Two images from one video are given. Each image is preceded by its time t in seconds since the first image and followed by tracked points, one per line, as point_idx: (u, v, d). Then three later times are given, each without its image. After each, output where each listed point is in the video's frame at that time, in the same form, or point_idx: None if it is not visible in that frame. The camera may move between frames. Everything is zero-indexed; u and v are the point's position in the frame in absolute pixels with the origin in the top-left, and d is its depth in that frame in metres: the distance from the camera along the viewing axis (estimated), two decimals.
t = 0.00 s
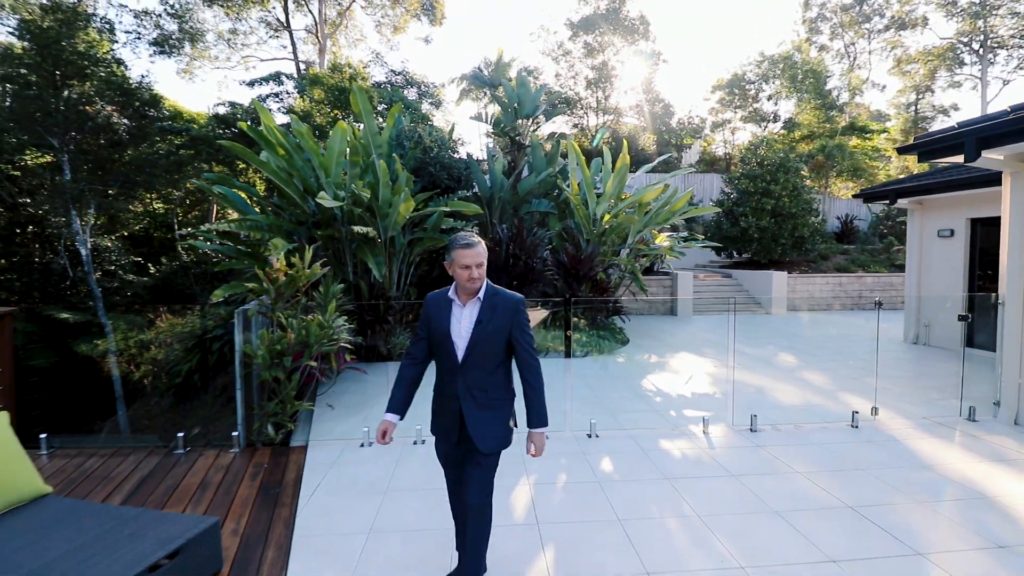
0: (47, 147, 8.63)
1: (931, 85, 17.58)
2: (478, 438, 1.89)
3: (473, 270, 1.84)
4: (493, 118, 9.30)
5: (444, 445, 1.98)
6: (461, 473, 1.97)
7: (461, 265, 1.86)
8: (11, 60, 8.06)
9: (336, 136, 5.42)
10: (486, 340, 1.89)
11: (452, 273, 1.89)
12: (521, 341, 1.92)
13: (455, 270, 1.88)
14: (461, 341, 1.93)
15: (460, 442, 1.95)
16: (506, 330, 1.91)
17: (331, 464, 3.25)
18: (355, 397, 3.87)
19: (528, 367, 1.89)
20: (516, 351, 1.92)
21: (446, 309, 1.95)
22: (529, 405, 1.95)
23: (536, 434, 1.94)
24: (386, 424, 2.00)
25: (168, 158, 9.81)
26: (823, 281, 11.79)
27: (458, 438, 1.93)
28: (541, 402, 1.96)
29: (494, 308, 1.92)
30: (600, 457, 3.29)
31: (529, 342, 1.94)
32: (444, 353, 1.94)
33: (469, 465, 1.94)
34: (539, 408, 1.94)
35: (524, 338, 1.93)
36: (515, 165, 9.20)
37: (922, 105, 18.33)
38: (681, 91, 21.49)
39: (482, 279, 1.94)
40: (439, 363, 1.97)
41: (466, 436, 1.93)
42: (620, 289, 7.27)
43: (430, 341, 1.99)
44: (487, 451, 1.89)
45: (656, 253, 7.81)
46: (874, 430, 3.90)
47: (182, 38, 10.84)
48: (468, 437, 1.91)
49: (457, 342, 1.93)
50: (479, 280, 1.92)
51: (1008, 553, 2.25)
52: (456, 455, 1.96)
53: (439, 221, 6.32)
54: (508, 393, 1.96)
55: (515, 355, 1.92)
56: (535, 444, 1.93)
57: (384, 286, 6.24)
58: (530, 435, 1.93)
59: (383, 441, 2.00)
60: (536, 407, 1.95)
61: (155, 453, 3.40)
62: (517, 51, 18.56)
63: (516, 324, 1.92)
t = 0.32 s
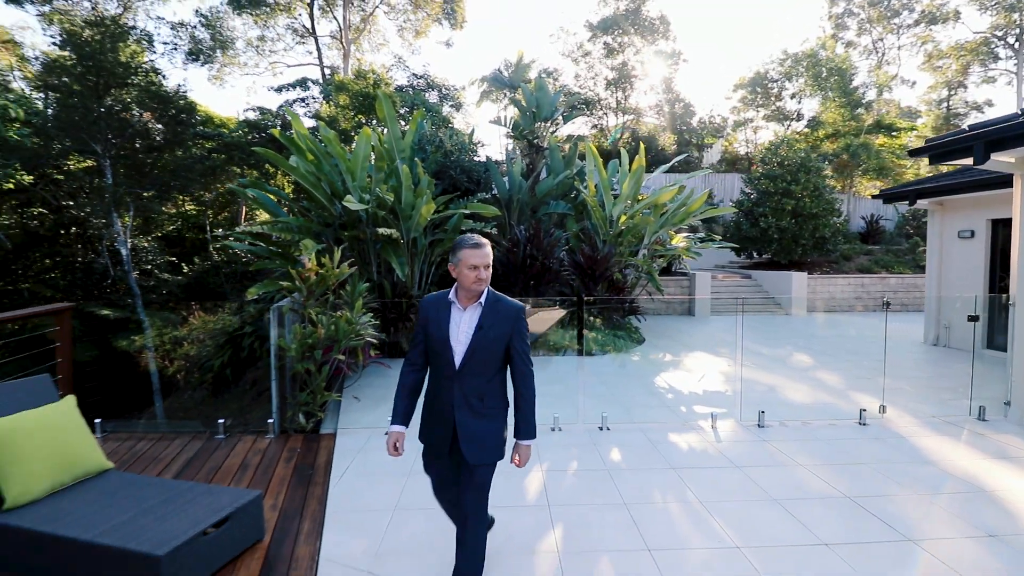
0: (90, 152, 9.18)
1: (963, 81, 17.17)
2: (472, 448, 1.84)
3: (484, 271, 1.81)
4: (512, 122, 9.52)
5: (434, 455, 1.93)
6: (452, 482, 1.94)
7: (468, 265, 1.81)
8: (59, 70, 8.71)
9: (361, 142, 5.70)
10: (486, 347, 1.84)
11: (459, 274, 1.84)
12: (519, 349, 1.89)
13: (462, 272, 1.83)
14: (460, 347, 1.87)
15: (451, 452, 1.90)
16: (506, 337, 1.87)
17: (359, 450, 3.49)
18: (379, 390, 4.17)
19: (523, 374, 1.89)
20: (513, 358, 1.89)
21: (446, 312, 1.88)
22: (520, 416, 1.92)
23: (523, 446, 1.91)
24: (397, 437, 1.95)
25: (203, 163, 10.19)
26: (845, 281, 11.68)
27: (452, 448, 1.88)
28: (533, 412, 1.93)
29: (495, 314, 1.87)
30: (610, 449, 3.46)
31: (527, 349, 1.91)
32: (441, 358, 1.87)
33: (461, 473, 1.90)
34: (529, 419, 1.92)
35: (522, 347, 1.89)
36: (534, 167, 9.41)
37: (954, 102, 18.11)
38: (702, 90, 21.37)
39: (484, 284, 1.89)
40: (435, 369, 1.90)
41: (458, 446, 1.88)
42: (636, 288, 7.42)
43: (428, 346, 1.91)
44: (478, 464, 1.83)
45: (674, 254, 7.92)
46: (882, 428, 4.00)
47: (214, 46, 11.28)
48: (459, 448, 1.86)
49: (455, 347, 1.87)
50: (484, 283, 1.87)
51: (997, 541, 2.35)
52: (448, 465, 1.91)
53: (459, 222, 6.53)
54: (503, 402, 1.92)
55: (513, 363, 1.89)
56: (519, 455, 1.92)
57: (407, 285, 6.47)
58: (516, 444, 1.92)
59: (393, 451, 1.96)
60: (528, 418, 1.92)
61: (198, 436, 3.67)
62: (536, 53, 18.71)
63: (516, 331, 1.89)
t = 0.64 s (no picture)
0: (132, 157, 9.71)
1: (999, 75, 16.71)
2: (480, 442, 1.82)
3: (488, 263, 1.79)
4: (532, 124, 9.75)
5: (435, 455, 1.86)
6: (457, 479, 1.89)
7: (471, 257, 1.79)
8: (102, 79, 9.33)
9: (387, 147, 6.00)
10: (491, 339, 1.81)
11: (463, 267, 1.83)
12: (525, 342, 1.84)
13: (465, 265, 1.81)
14: (466, 340, 1.85)
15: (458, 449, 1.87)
16: (511, 330, 1.83)
17: (387, 437, 3.75)
18: (403, 382, 4.38)
19: (528, 367, 1.82)
20: (519, 350, 1.84)
21: (451, 306, 1.87)
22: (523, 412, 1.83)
23: (510, 439, 1.77)
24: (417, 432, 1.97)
25: (237, 167, 10.59)
26: (869, 281, 11.56)
27: (459, 444, 1.85)
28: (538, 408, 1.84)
29: (500, 306, 1.84)
30: (623, 438, 3.65)
31: (533, 342, 1.86)
32: (447, 351, 1.85)
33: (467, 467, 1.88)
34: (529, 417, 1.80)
35: (528, 340, 1.84)
36: (553, 169, 9.61)
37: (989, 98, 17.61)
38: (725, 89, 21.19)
39: (489, 277, 1.87)
40: (443, 363, 1.88)
41: (465, 440, 1.85)
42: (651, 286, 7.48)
43: (434, 341, 1.89)
44: (482, 456, 1.83)
45: (692, 254, 8.07)
46: (890, 423, 4.17)
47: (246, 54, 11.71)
48: (466, 440, 1.84)
49: (462, 339, 1.85)
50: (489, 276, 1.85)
51: (990, 528, 2.45)
52: (454, 461, 1.87)
53: (480, 223, 6.76)
54: (507, 397, 1.87)
55: (518, 355, 1.84)
56: (505, 450, 1.77)
57: (431, 284, 6.70)
58: (504, 436, 1.77)
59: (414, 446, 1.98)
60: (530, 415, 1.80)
61: (239, 421, 3.98)
62: (556, 55, 18.81)
63: (522, 323, 1.84)
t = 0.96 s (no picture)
0: (165, 162, 10.17)
1: None
2: (477, 450, 1.80)
3: (473, 267, 1.77)
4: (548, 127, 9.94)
5: (435, 466, 1.83)
6: (457, 490, 1.88)
7: (456, 262, 1.77)
8: (137, 87, 9.76)
9: (408, 152, 6.26)
10: (483, 345, 1.78)
11: (450, 274, 1.79)
12: (519, 347, 1.80)
13: (451, 270, 1.77)
14: (458, 348, 1.81)
15: (456, 459, 1.84)
16: (503, 335, 1.80)
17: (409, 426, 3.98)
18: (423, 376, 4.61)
19: (524, 373, 1.79)
20: (514, 355, 1.81)
21: (441, 314, 1.83)
22: (520, 417, 1.82)
23: (523, 452, 1.79)
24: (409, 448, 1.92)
25: (264, 171, 11.05)
26: (888, 281, 11.49)
27: (457, 453, 1.83)
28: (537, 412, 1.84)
29: (491, 311, 1.81)
30: (632, 429, 3.83)
31: (527, 347, 1.83)
32: (440, 361, 1.81)
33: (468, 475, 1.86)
34: (529, 421, 1.80)
35: (522, 344, 1.81)
36: (569, 170, 9.80)
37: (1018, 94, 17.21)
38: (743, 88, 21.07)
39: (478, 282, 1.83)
40: (435, 373, 1.84)
41: (463, 451, 1.83)
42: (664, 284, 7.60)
43: (425, 351, 1.85)
44: (482, 464, 1.80)
45: (706, 254, 8.17)
46: (894, 418, 4.34)
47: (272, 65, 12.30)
48: (464, 451, 1.82)
49: (454, 348, 1.81)
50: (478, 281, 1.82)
51: (978, 513, 2.58)
52: (454, 469, 1.85)
53: (497, 224, 6.97)
54: (503, 403, 1.85)
55: (512, 360, 1.81)
56: (520, 461, 1.80)
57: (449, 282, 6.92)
58: (517, 452, 1.81)
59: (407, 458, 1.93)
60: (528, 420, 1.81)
61: (271, 411, 4.25)
62: (573, 55, 18.93)
63: (515, 328, 1.82)
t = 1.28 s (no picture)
0: (197, 167, 10.61)
1: None
2: (477, 447, 1.80)
3: (463, 260, 1.77)
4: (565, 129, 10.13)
5: (436, 462, 1.84)
6: (457, 489, 1.87)
7: (444, 257, 1.77)
8: (170, 95, 10.38)
9: (428, 157, 6.52)
10: (481, 342, 1.79)
11: (443, 270, 1.79)
12: (515, 342, 1.85)
13: (441, 266, 1.79)
14: (455, 345, 1.82)
15: (454, 457, 1.83)
16: (501, 332, 1.83)
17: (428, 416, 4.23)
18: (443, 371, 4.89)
19: (522, 368, 1.85)
20: (511, 351, 1.85)
21: (436, 312, 1.82)
22: (520, 410, 1.87)
23: (524, 439, 1.88)
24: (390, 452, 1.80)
25: (291, 174, 11.38)
26: (909, 281, 11.37)
27: (456, 452, 1.82)
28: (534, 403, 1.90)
29: (488, 308, 1.83)
30: (640, 422, 4.01)
31: (522, 342, 1.87)
32: (436, 359, 1.80)
33: (467, 474, 1.85)
34: (529, 413, 1.87)
35: (518, 339, 1.85)
36: (586, 171, 9.97)
37: None
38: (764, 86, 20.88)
39: (473, 279, 1.85)
40: (430, 372, 1.82)
41: (462, 449, 1.82)
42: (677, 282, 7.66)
43: (419, 350, 1.83)
44: (484, 462, 1.79)
45: (721, 253, 8.24)
46: (900, 415, 4.48)
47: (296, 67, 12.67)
48: (464, 448, 1.81)
49: (453, 347, 1.82)
50: (470, 276, 1.83)
51: (969, 502, 2.70)
52: (453, 469, 1.85)
53: (514, 225, 7.19)
54: (501, 399, 1.87)
55: (508, 355, 1.85)
56: (522, 447, 1.89)
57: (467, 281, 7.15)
58: (518, 439, 1.89)
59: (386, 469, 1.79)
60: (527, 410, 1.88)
61: (302, 401, 4.54)
62: (591, 56, 19.02)
63: (511, 324, 1.85)
